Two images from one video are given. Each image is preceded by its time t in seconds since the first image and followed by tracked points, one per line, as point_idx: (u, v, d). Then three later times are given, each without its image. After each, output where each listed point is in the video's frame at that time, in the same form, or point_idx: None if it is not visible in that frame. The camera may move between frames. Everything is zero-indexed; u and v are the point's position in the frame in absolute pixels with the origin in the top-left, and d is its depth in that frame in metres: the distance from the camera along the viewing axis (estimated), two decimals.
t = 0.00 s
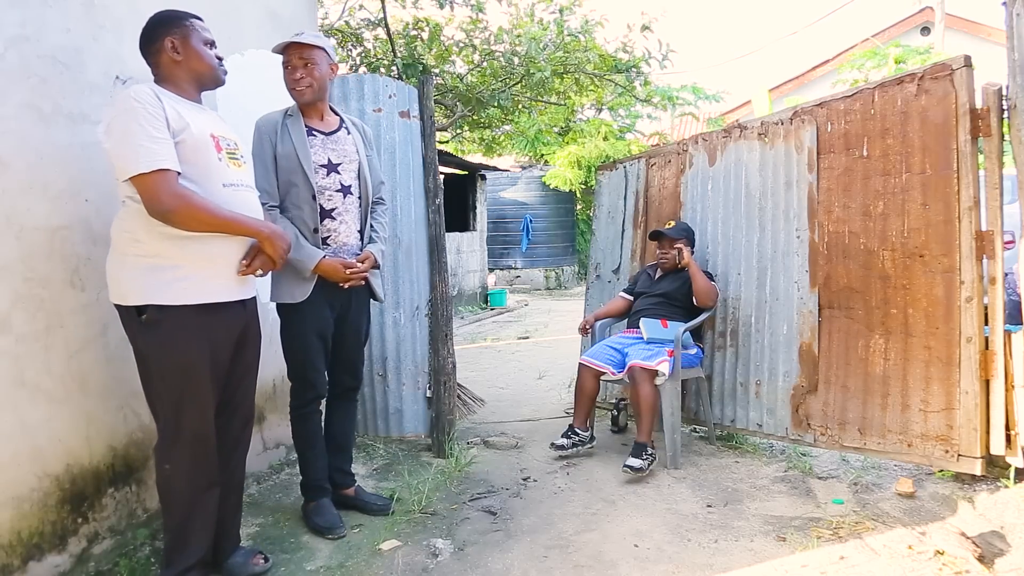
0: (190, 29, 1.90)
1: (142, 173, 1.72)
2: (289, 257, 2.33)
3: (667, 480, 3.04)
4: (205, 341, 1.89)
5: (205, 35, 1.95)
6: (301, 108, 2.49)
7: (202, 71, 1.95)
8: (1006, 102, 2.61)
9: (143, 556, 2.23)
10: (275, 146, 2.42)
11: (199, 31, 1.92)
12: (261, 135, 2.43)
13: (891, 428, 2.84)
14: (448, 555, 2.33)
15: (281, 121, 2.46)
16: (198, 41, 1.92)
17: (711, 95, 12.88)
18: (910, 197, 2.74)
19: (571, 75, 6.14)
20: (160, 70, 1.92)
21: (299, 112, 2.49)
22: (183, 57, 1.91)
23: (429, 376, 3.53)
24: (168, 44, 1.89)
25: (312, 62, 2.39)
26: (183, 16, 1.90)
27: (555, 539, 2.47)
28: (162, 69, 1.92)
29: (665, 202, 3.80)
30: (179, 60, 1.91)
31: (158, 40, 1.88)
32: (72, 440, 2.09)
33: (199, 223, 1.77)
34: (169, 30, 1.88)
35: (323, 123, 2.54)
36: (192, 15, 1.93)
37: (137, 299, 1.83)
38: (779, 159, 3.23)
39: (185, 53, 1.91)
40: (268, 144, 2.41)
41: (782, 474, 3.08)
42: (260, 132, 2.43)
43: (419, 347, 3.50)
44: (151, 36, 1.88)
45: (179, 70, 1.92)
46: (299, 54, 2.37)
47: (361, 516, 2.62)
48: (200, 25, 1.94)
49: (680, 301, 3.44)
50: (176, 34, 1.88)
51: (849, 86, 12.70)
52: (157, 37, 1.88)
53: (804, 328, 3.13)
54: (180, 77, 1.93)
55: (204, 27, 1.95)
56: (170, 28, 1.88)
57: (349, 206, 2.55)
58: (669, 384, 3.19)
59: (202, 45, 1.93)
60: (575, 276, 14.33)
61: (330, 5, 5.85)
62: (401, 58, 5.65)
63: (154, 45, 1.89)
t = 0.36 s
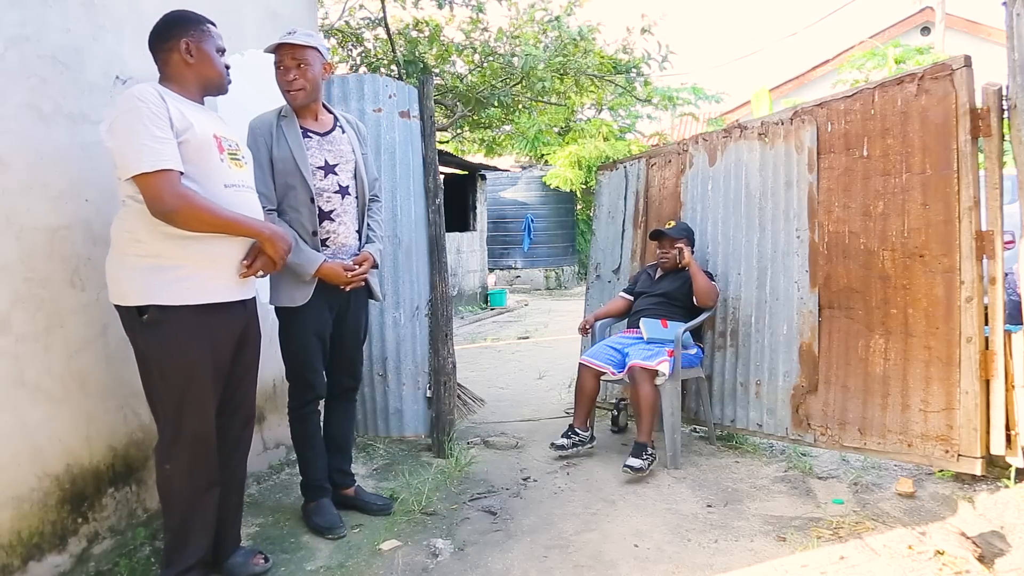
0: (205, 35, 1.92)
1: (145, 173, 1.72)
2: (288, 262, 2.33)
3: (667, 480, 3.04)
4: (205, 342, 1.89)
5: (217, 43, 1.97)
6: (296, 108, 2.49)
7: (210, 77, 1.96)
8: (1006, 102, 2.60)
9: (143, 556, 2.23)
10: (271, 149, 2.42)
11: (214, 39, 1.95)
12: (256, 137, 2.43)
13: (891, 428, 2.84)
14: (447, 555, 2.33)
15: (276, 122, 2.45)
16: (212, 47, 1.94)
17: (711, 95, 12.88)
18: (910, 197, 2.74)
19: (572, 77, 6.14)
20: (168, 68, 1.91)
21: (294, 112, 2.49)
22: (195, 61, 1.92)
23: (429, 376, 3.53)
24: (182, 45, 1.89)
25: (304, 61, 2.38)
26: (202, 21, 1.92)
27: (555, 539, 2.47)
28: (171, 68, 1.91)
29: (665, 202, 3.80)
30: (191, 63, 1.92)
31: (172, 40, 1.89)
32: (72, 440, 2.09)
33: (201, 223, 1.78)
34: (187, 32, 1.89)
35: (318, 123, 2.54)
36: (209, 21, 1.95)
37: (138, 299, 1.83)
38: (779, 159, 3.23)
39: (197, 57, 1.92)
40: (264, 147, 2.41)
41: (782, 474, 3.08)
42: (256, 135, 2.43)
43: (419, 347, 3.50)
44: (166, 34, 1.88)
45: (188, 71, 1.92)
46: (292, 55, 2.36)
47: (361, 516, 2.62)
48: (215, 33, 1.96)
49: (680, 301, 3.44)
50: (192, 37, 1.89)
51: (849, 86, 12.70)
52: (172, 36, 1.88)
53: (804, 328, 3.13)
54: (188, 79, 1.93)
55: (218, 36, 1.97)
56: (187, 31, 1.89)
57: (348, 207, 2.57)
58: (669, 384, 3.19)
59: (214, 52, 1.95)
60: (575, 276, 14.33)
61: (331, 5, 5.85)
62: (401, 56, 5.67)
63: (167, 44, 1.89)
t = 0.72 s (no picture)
0: (218, 36, 1.92)
1: (152, 171, 1.72)
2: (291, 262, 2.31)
3: (667, 480, 3.04)
4: (203, 342, 1.89)
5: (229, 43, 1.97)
6: (298, 107, 2.48)
7: (222, 78, 1.96)
8: (1006, 103, 2.60)
9: (143, 556, 2.23)
10: (274, 148, 2.41)
11: (228, 39, 1.95)
12: (259, 136, 2.42)
13: (891, 428, 2.84)
14: (448, 555, 2.33)
15: (278, 122, 2.45)
16: (225, 48, 1.94)
17: (710, 95, 12.88)
18: (910, 197, 2.74)
19: (572, 77, 6.14)
20: (181, 69, 1.91)
21: (296, 112, 2.48)
22: (208, 64, 1.92)
23: (429, 376, 3.52)
24: (195, 47, 1.89)
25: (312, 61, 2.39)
26: (213, 22, 1.92)
27: (555, 539, 2.47)
28: (184, 69, 1.91)
29: (665, 202, 3.80)
30: (203, 64, 1.92)
31: (186, 41, 1.88)
32: (72, 440, 2.09)
33: (204, 226, 1.78)
34: (201, 33, 1.89)
35: (320, 123, 2.54)
36: (222, 21, 1.95)
37: (136, 299, 1.82)
38: (779, 160, 3.23)
39: (210, 58, 1.92)
40: (267, 147, 2.40)
41: (782, 474, 3.08)
42: (258, 134, 2.42)
43: (419, 347, 3.50)
44: (182, 33, 1.88)
45: (201, 73, 1.93)
46: (301, 54, 2.36)
47: (361, 516, 2.62)
48: (228, 33, 1.96)
49: (681, 301, 3.44)
50: (205, 39, 1.89)
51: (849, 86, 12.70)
52: (185, 38, 1.88)
53: (804, 328, 3.13)
54: (201, 80, 1.94)
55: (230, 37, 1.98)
56: (204, 33, 1.89)
57: (351, 207, 2.57)
58: (668, 384, 3.19)
59: (227, 52, 1.95)
60: (575, 276, 14.33)
61: (331, 6, 5.85)
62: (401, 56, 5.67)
63: (180, 44, 1.89)
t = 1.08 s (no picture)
0: (210, 33, 1.92)
1: (154, 172, 1.72)
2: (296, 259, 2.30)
3: (667, 480, 3.04)
4: (208, 341, 1.89)
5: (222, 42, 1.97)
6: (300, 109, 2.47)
7: (217, 76, 1.96)
8: (1006, 102, 2.60)
9: (143, 556, 2.23)
10: (277, 147, 2.41)
11: (220, 37, 1.95)
12: (262, 134, 2.41)
13: (891, 428, 2.84)
14: (448, 555, 2.33)
15: (281, 121, 2.45)
16: (217, 46, 1.94)
17: (711, 95, 12.88)
18: (910, 197, 2.74)
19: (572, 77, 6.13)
20: (175, 68, 1.91)
21: (298, 113, 2.48)
22: (202, 61, 1.92)
23: (429, 376, 3.52)
24: (188, 45, 1.89)
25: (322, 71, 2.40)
26: (205, 20, 1.92)
27: (555, 539, 2.47)
28: (178, 68, 1.91)
29: (665, 202, 3.80)
30: (197, 62, 1.92)
31: (179, 40, 1.89)
32: (72, 440, 2.09)
33: (207, 225, 1.78)
34: (193, 31, 1.89)
35: (322, 123, 2.54)
36: (214, 20, 1.95)
37: (141, 298, 1.83)
38: (779, 160, 3.23)
39: (203, 56, 1.92)
40: (270, 145, 2.40)
41: (782, 474, 3.08)
42: (261, 133, 2.41)
43: (419, 347, 3.50)
44: (175, 32, 1.88)
45: (195, 71, 1.93)
46: (311, 64, 2.37)
47: (361, 516, 2.62)
48: (221, 31, 1.96)
49: (681, 300, 3.44)
50: (197, 36, 1.89)
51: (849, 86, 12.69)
52: (179, 36, 1.88)
53: (804, 328, 3.13)
54: (195, 78, 1.94)
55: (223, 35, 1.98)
56: (197, 31, 1.90)
57: (353, 206, 2.57)
58: (668, 384, 3.19)
59: (220, 50, 1.95)
60: (575, 276, 14.33)
61: (331, 6, 5.85)
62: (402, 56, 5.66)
63: (174, 43, 1.89)
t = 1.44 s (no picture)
0: (211, 35, 1.92)
1: (155, 172, 1.71)
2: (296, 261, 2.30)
3: (667, 480, 3.04)
4: (209, 341, 1.89)
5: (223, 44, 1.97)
6: (302, 106, 2.48)
7: (217, 78, 1.96)
8: (1006, 103, 2.60)
9: (143, 556, 2.22)
10: (279, 147, 2.41)
11: (221, 39, 1.95)
12: (264, 134, 2.41)
13: (891, 428, 2.84)
14: (448, 555, 2.33)
15: (283, 121, 2.44)
16: (218, 48, 1.94)
17: (711, 95, 12.88)
18: (910, 197, 2.74)
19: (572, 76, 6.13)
20: (175, 68, 1.91)
21: (300, 111, 2.48)
22: (202, 63, 1.92)
23: (429, 376, 3.52)
24: (189, 46, 1.89)
25: (326, 62, 2.42)
26: (206, 22, 1.92)
27: (555, 539, 2.47)
28: (177, 68, 1.91)
29: (665, 202, 3.80)
30: (197, 63, 1.92)
31: (179, 40, 1.89)
32: (72, 440, 2.09)
33: (208, 225, 1.78)
34: (193, 32, 1.89)
35: (324, 124, 2.54)
36: (215, 21, 1.96)
37: (143, 299, 1.82)
38: (779, 160, 3.23)
39: (204, 57, 1.92)
40: (272, 145, 2.40)
41: (782, 474, 3.08)
42: (263, 133, 2.41)
43: (419, 347, 3.50)
44: (175, 32, 1.88)
45: (195, 71, 1.93)
46: (316, 53, 2.39)
47: (361, 516, 2.62)
48: (223, 33, 1.96)
49: (680, 301, 3.44)
50: (198, 37, 1.89)
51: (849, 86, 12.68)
52: (179, 37, 1.88)
53: (804, 328, 3.13)
54: (195, 79, 1.94)
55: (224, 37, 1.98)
56: (197, 32, 1.90)
57: (353, 207, 2.57)
58: (668, 384, 3.19)
59: (220, 52, 1.96)
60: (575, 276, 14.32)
61: (331, 6, 5.85)
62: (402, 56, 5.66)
63: (174, 44, 1.89)
